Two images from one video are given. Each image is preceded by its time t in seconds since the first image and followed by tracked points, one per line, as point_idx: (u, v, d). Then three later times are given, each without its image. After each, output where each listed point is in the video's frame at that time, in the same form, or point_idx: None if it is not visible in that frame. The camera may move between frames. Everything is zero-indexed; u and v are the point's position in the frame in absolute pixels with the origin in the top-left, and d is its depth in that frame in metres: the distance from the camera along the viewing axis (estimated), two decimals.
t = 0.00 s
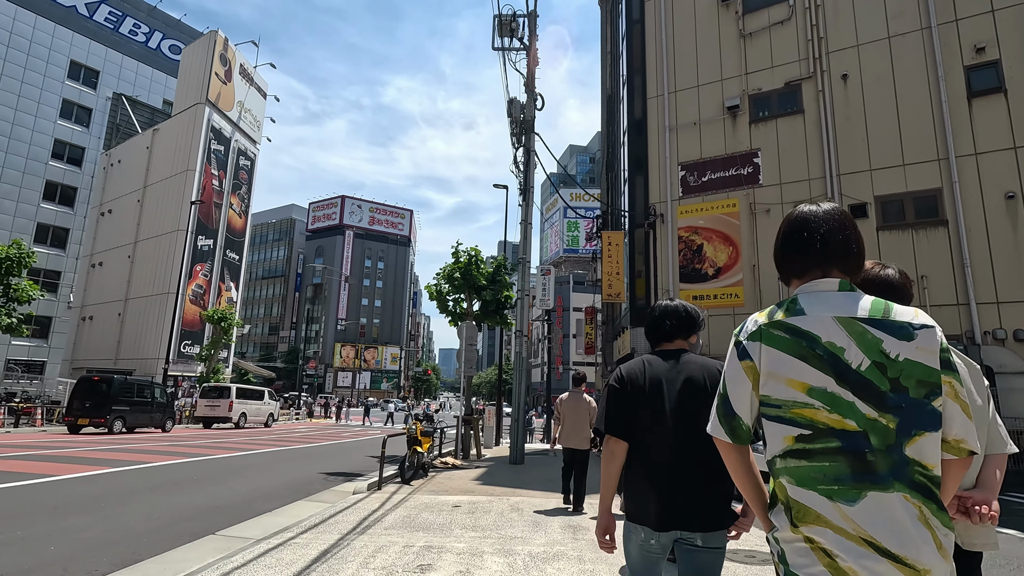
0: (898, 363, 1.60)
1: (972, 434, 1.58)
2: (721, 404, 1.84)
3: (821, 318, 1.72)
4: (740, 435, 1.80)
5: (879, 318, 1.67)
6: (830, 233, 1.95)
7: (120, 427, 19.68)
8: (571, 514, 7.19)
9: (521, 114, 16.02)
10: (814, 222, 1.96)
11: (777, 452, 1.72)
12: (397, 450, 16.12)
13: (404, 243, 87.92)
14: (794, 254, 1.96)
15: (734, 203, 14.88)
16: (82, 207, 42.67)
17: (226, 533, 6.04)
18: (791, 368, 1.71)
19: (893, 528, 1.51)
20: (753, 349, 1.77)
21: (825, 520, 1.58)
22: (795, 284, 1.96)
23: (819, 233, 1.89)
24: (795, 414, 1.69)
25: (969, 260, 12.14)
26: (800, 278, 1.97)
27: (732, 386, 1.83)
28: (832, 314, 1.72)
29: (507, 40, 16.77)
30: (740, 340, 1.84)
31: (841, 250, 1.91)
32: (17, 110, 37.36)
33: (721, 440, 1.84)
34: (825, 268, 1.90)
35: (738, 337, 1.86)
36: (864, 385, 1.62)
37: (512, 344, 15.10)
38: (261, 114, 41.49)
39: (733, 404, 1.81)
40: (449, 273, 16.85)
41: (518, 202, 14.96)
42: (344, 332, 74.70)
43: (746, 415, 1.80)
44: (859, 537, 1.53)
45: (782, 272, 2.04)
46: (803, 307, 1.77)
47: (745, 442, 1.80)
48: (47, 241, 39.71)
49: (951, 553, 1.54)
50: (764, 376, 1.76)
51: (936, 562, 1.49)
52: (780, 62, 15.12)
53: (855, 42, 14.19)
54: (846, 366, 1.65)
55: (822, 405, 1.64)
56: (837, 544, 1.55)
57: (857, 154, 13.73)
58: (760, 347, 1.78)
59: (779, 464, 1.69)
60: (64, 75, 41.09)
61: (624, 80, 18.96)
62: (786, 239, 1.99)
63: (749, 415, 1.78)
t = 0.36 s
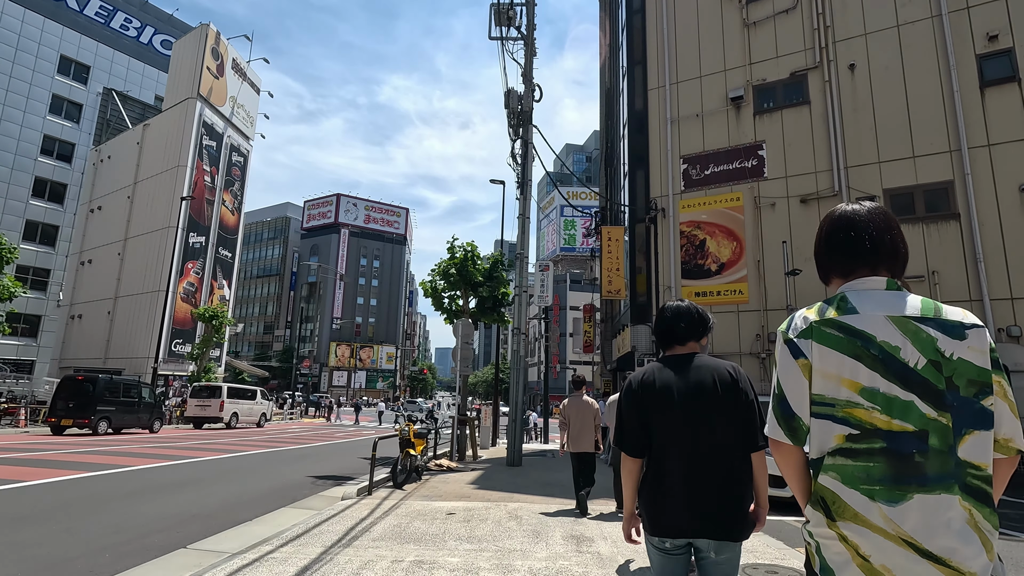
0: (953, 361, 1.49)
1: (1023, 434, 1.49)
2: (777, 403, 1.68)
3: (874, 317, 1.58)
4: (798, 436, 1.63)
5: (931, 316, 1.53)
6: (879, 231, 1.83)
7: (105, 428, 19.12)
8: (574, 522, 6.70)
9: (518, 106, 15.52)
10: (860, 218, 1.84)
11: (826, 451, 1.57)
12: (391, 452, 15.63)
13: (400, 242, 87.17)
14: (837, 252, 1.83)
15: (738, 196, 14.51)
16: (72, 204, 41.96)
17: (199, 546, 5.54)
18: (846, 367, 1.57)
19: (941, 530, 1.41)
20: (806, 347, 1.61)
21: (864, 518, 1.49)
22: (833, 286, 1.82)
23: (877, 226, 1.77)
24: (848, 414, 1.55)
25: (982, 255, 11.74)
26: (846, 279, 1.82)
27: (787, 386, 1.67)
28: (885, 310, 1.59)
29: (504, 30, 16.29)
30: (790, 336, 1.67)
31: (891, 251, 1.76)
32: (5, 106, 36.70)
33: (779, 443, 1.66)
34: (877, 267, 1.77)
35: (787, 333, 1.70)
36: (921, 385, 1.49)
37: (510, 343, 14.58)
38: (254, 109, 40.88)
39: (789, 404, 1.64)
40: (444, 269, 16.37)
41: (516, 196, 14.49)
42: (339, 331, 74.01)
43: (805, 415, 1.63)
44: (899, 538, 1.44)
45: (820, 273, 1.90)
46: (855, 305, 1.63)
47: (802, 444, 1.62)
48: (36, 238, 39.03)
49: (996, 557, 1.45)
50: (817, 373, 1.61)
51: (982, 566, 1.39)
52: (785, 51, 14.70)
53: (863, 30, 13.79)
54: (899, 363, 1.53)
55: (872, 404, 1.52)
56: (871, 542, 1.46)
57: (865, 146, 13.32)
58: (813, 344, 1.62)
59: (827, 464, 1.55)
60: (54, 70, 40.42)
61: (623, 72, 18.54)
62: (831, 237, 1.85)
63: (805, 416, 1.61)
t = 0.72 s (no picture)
0: (976, 364, 1.51)
1: None
2: (796, 414, 1.69)
3: (892, 320, 1.60)
4: (818, 448, 1.63)
5: (953, 317, 1.57)
6: (888, 231, 1.97)
7: (87, 427, 18.50)
8: (574, 529, 6.23)
9: (515, 94, 14.98)
10: (869, 217, 1.98)
11: (849, 463, 1.58)
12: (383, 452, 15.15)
13: (396, 240, 86.41)
14: (848, 251, 1.97)
15: (742, 188, 13.96)
16: (61, 199, 41.19)
17: (158, 558, 5.01)
18: (866, 374, 1.59)
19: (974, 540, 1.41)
20: (824, 355, 1.64)
21: (887, 530, 1.49)
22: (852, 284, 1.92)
23: (884, 225, 1.91)
24: (871, 423, 1.56)
25: (997, 249, 11.31)
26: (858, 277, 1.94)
27: (805, 395, 1.67)
28: (900, 315, 1.61)
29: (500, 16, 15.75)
30: (809, 344, 1.70)
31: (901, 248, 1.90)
32: None
33: (797, 453, 1.67)
34: (887, 263, 1.89)
35: (804, 342, 1.73)
36: (945, 390, 1.50)
37: (505, 339, 14.04)
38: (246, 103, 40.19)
39: (809, 415, 1.65)
40: (438, 263, 15.86)
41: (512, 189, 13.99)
42: (333, 329, 73.26)
43: (824, 424, 1.64)
44: (926, 551, 1.44)
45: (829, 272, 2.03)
46: (871, 309, 1.65)
47: (823, 456, 1.63)
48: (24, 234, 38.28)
49: None
50: (837, 382, 1.64)
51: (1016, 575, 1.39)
52: (790, 38, 14.24)
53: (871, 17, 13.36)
54: (921, 369, 1.55)
55: (894, 413, 1.53)
56: (899, 555, 1.46)
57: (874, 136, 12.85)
58: (828, 352, 1.66)
59: (850, 475, 1.56)
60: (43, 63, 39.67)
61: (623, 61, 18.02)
62: (836, 236, 2.00)
63: (824, 427, 1.62)
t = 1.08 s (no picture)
0: None
1: None
2: (834, 397, 1.56)
3: (947, 299, 1.43)
4: (862, 432, 1.51)
5: (1011, 297, 1.40)
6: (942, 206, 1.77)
7: (76, 423, 18.00)
8: (582, 534, 5.77)
9: (516, 79, 14.46)
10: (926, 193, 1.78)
11: (902, 450, 1.44)
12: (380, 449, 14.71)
13: (395, 236, 85.80)
14: (901, 226, 1.76)
15: (752, 175, 13.56)
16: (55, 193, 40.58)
17: (125, 569, 4.52)
18: (917, 354, 1.43)
19: None
20: (868, 334, 1.50)
21: (966, 523, 1.32)
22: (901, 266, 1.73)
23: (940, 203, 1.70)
24: (928, 407, 1.40)
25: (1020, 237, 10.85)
26: (907, 256, 1.75)
27: (847, 377, 1.54)
28: (957, 293, 1.44)
29: None
30: (852, 324, 1.55)
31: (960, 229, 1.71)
32: None
33: (840, 438, 1.55)
34: (946, 242, 1.70)
35: (847, 322, 1.57)
36: (1006, 371, 1.34)
37: (505, 333, 13.50)
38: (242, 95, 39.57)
39: (849, 396, 1.53)
40: (436, 254, 15.33)
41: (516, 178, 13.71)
42: (333, 326, 72.80)
43: (867, 407, 1.51)
44: (1005, 544, 1.27)
45: (875, 249, 1.84)
46: (922, 288, 1.48)
47: (869, 439, 1.51)
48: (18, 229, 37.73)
49: None
50: (883, 363, 1.48)
51: None
52: (803, 21, 13.69)
53: None
54: (979, 351, 1.38)
55: (951, 396, 1.37)
56: (979, 548, 1.29)
57: (890, 120, 12.34)
58: (876, 332, 1.50)
59: (908, 463, 1.41)
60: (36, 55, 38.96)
61: (627, 47, 17.45)
62: (890, 210, 1.80)
63: (866, 409, 1.50)
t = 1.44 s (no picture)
0: None
1: None
2: (893, 396, 1.51)
3: (1006, 297, 1.41)
4: (919, 434, 1.45)
5: None
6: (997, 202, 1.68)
7: (64, 423, 17.51)
8: (590, 546, 5.30)
9: (518, 67, 14.00)
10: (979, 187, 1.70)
11: (951, 447, 1.42)
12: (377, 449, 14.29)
13: (395, 234, 85.28)
14: (953, 224, 1.68)
15: (762, 165, 13.04)
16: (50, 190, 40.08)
17: None
18: (980, 354, 1.40)
19: None
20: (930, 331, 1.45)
21: (1008, 526, 1.32)
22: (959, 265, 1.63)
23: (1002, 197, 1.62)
24: (986, 407, 1.38)
25: None
26: (959, 255, 1.67)
27: (903, 375, 1.49)
28: (1018, 292, 1.42)
29: None
30: (909, 321, 1.52)
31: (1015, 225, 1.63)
32: None
33: (892, 438, 1.51)
34: (1001, 242, 1.62)
35: (903, 318, 1.55)
36: None
37: (506, 329, 13.02)
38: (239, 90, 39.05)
39: (907, 394, 1.47)
40: (435, 249, 14.86)
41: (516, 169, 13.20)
42: (333, 324, 72.36)
43: (928, 407, 1.45)
44: None
45: (924, 248, 1.74)
46: (984, 285, 1.45)
47: (924, 441, 1.45)
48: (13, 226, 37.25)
49: None
50: (942, 361, 1.44)
51: None
52: (814, 6, 13.21)
53: None
54: None
55: (1012, 396, 1.35)
56: (1015, 551, 1.30)
57: (906, 108, 11.87)
58: (934, 329, 1.47)
59: (957, 461, 1.39)
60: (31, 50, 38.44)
61: (631, 35, 16.91)
62: (942, 206, 1.70)
63: (927, 409, 1.44)
